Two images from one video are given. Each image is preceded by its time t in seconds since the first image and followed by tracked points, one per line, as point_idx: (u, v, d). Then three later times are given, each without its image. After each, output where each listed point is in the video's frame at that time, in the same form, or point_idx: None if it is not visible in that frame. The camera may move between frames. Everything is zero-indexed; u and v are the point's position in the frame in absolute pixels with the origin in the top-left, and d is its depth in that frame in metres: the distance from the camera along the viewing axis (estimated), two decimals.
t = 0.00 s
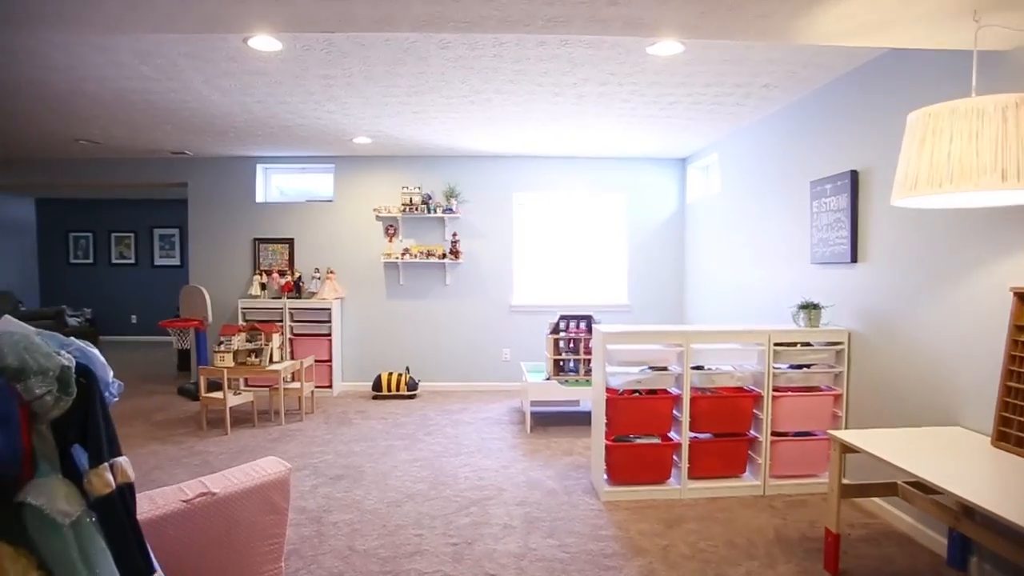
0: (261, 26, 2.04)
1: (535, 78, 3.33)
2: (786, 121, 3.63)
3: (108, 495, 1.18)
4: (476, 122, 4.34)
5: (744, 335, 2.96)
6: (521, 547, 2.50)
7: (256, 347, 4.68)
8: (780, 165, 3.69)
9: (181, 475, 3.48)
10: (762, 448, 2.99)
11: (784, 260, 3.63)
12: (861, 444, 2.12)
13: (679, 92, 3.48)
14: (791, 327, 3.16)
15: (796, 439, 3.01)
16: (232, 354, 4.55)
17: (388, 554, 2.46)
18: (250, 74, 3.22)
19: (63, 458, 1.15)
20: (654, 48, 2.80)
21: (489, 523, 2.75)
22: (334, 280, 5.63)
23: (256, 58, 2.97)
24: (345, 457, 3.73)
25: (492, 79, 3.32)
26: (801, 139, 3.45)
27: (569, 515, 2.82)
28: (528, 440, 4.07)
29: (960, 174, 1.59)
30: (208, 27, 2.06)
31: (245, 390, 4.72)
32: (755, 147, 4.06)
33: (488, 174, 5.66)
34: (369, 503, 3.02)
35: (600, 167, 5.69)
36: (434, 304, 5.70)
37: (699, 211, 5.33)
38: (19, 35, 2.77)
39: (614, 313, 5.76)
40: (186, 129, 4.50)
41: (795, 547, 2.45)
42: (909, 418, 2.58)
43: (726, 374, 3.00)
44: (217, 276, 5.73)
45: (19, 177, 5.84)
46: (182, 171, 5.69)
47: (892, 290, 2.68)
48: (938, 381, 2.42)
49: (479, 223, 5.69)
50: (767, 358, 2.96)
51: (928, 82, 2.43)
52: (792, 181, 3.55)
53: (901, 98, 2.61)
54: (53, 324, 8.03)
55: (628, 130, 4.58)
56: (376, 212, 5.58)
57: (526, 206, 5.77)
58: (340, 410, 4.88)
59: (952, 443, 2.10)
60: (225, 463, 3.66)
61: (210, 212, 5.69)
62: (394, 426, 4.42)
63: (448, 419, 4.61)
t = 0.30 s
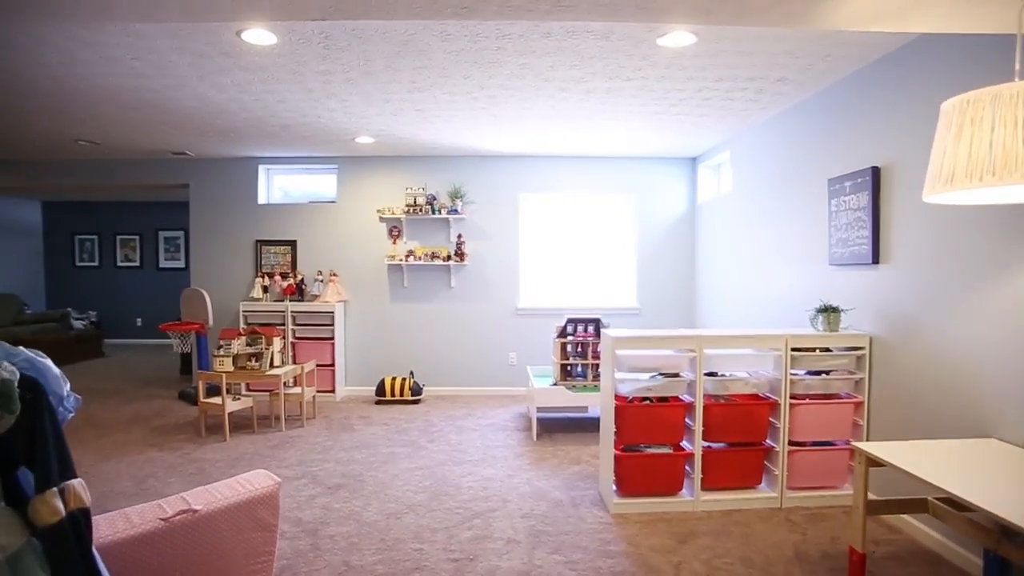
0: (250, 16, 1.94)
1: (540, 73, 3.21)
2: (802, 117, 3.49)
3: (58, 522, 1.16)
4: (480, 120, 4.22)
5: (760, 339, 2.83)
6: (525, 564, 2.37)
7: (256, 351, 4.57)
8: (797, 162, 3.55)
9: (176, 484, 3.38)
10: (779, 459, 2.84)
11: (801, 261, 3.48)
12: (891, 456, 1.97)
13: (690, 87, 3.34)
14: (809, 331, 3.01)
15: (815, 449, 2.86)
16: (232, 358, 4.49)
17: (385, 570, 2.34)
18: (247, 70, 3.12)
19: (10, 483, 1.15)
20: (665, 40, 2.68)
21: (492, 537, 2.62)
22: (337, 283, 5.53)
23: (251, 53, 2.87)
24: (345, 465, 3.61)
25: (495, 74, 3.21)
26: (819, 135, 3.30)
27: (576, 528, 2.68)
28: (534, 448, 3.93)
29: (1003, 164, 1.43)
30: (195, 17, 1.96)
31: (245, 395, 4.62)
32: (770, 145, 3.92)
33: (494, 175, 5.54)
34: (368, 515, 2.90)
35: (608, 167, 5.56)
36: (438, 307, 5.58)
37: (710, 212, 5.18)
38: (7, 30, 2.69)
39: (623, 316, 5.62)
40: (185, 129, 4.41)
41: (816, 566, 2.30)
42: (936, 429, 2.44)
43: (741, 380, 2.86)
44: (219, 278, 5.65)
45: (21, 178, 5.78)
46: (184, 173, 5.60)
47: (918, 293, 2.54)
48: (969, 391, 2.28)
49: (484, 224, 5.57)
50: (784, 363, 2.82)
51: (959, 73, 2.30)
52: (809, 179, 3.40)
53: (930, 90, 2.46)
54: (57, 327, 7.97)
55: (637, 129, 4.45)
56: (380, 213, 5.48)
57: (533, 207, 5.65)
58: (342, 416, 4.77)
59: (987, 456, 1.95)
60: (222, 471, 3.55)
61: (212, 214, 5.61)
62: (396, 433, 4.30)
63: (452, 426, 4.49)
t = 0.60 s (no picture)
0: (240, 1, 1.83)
1: (551, 66, 3.07)
2: (827, 110, 3.32)
3: None
4: (489, 117, 4.09)
5: (783, 345, 2.66)
6: None
7: (262, 354, 4.50)
8: (821, 158, 3.38)
9: (175, 492, 3.28)
10: (804, 471, 2.68)
11: (826, 262, 3.31)
12: (929, 471, 1.81)
13: (708, 79, 3.19)
14: (835, 336, 2.83)
15: (843, 461, 2.69)
16: (236, 361, 4.37)
17: None
18: (246, 64, 3.01)
19: None
20: (682, 28, 2.53)
21: (499, 553, 2.48)
22: (345, 285, 5.42)
23: (249, 45, 2.77)
24: (349, 473, 3.49)
25: (503, 67, 3.08)
26: (846, 129, 3.13)
27: (588, 544, 2.54)
28: (545, 456, 3.79)
29: None
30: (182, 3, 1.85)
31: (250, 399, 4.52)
32: (792, 140, 3.74)
33: (505, 174, 5.40)
34: (370, 527, 2.77)
35: (622, 165, 5.41)
36: (448, 310, 5.46)
37: (728, 211, 5.01)
38: None
39: (638, 320, 5.45)
40: (189, 129, 4.32)
41: None
42: (977, 442, 2.26)
43: (763, 388, 2.70)
44: (226, 280, 5.56)
45: (30, 180, 5.75)
46: (191, 173, 5.53)
47: (955, 295, 2.36)
48: (1014, 402, 2.10)
49: (495, 225, 5.43)
50: (809, 370, 2.65)
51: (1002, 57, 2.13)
52: (835, 175, 3.23)
53: (969, 77, 2.29)
54: (69, 329, 7.96)
55: (653, 126, 4.29)
56: (389, 214, 5.37)
57: (545, 207, 5.51)
58: (348, 421, 4.66)
59: None
60: (222, 478, 3.45)
61: (219, 215, 5.53)
62: (403, 439, 4.18)
63: (461, 432, 4.36)
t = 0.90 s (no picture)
0: None
1: (560, 58, 2.92)
2: (854, 103, 3.13)
3: None
4: (498, 114, 3.95)
5: (809, 351, 2.49)
6: None
7: (266, 358, 4.38)
8: (848, 153, 3.20)
9: (172, 501, 3.17)
10: (832, 487, 2.50)
11: (854, 264, 3.12)
12: (973, 494, 1.64)
13: (728, 71, 3.02)
14: (864, 342, 2.64)
15: (873, 476, 2.51)
16: (239, 365, 4.28)
17: None
18: (243, 59, 2.90)
19: None
20: (699, 13, 2.37)
21: (504, 572, 2.34)
22: (352, 287, 5.31)
23: (244, 37, 2.65)
24: (351, 482, 3.37)
25: (510, 59, 2.94)
26: (875, 122, 2.95)
27: (599, 564, 2.39)
28: (556, 465, 3.64)
29: None
30: None
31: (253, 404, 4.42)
32: (816, 135, 3.56)
33: (516, 173, 5.26)
34: (369, 542, 2.64)
35: (637, 164, 5.24)
36: (457, 313, 5.32)
37: (747, 210, 4.82)
38: None
39: (653, 323, 5.28)
40: (192, 128, 4.23)
41: None
42: None
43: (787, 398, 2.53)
44: (233, 282, 5.48)
45: (38, 181, 5.71)
46: (197, 174, 5.46)
47: (998, 299, 2.18)
48: None
49: (505, 225, 5.29)
50: (837, 380, 2.47)
51: None
52: (862, 172, 3.05)
53: (1014, 62, 2.11)
54: (81, 330, 7.94)
55: (669, 122, 4.13)
56: (396, 214, 5.25)
57: (556, 207, 5.36)
58: (354, 426, 4.54)
59: None
60: (221, 486, 3.34)
61: (226, 216, 5.44)
62: (410, 446, 4.05)
63: (469, 439, 4.22)
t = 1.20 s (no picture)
0: None
1: (576, 52, 2.81)
2: (885, 97, 2.98)
3: None
4: (512, 112, 3.84)
5: (838, 359, 2.34)
6: None
7: (277, 362, 4.31)
8: (879, 150, 3.04)
9: (177, 509, 3.10)
10: (864, 505, 2.35)
11: (886, 266, 2.96)
12: None
13: (751, 64, 2.88)
14: (898, 349, 2.48)
15: (909, 494, 2.35)
16: (249, 369, 4.23)
17: None
18: (249, 56, 2.83)
19: None
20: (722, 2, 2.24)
21: None
22: (365, 289, 5.24)
23: (248, 33, 2.57)
24: (360, 491, 3.28)
25: (523, 54, 2.83)
26: (908, 116, 2.79)
27: None
28: (571, 475, 3.51)
29: None
30: None
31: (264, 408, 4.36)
32: (845, 132, 3.40)
33: (531, 173, 5.15)
34: (376, 555, 2.54)
35: (656, 163, 5.10)
36: (471, 316, 5.23)
37: (770, 211, 4.66)
38: None
39: (672, 326, 5.14)
40: (203, 129, 4.18)
41: None
42: None
43: (815, 409, 2.38)
44: (246, 284, 5.43)
45: (54, 183, 5.72)
46: (211, 176, 5.42)
47: None
48: None
49: (521, 226, 5.18)
50: (869, 390, 2.33)
51: None
52: (895, 169, 2.89)
53: None
54: (100, 331, 7.97)
55: (689, 120, 3.99)
56: (410, 215, 5.16)
57: (572, 208, 5.24)
58: (366, 432, 4.46)
59: None
60: (228, 493, 3.26)
61: (239, 218, 5.40)
62: (421, 453, 3.95)
63: (482, 446, 4.11)
